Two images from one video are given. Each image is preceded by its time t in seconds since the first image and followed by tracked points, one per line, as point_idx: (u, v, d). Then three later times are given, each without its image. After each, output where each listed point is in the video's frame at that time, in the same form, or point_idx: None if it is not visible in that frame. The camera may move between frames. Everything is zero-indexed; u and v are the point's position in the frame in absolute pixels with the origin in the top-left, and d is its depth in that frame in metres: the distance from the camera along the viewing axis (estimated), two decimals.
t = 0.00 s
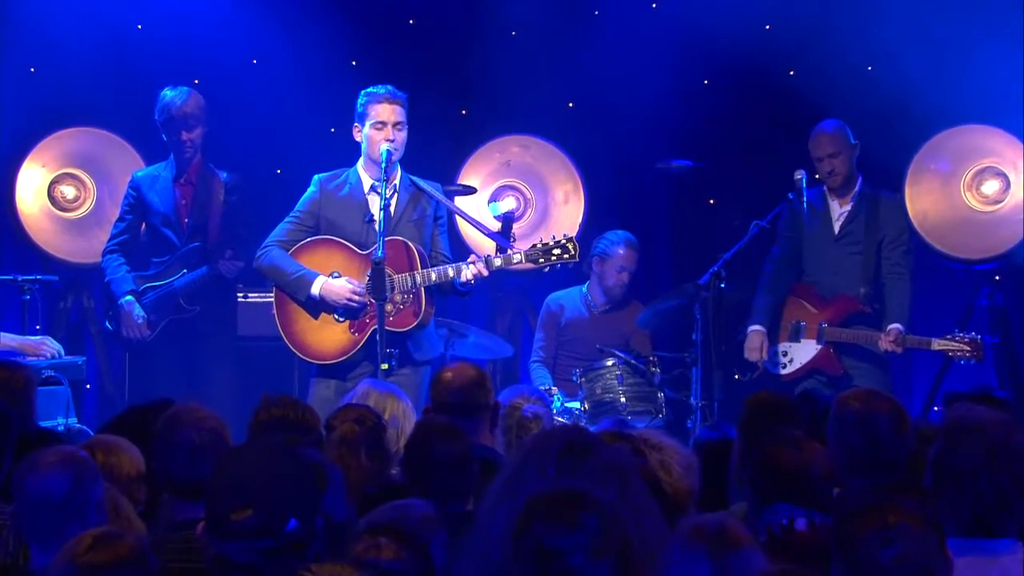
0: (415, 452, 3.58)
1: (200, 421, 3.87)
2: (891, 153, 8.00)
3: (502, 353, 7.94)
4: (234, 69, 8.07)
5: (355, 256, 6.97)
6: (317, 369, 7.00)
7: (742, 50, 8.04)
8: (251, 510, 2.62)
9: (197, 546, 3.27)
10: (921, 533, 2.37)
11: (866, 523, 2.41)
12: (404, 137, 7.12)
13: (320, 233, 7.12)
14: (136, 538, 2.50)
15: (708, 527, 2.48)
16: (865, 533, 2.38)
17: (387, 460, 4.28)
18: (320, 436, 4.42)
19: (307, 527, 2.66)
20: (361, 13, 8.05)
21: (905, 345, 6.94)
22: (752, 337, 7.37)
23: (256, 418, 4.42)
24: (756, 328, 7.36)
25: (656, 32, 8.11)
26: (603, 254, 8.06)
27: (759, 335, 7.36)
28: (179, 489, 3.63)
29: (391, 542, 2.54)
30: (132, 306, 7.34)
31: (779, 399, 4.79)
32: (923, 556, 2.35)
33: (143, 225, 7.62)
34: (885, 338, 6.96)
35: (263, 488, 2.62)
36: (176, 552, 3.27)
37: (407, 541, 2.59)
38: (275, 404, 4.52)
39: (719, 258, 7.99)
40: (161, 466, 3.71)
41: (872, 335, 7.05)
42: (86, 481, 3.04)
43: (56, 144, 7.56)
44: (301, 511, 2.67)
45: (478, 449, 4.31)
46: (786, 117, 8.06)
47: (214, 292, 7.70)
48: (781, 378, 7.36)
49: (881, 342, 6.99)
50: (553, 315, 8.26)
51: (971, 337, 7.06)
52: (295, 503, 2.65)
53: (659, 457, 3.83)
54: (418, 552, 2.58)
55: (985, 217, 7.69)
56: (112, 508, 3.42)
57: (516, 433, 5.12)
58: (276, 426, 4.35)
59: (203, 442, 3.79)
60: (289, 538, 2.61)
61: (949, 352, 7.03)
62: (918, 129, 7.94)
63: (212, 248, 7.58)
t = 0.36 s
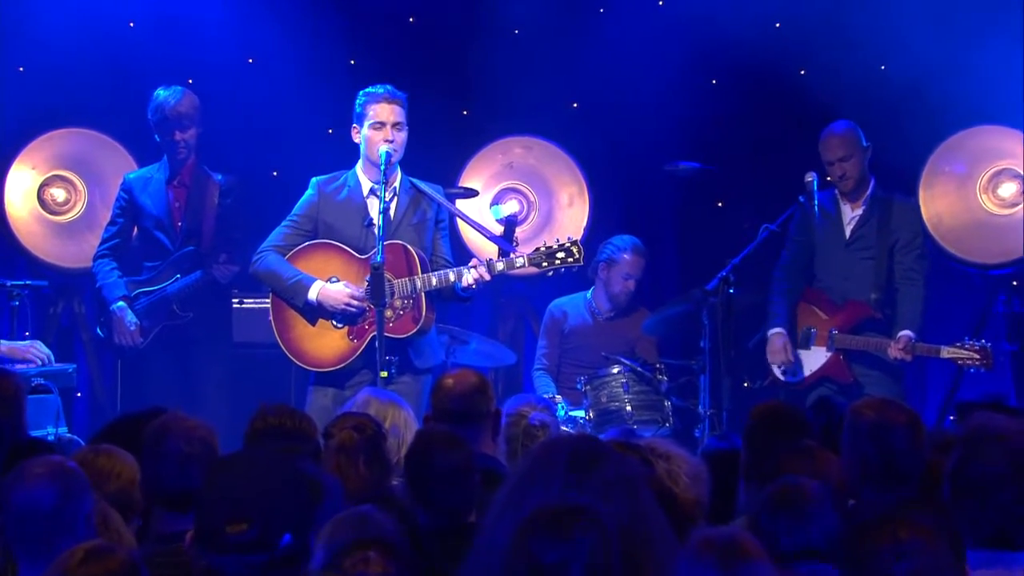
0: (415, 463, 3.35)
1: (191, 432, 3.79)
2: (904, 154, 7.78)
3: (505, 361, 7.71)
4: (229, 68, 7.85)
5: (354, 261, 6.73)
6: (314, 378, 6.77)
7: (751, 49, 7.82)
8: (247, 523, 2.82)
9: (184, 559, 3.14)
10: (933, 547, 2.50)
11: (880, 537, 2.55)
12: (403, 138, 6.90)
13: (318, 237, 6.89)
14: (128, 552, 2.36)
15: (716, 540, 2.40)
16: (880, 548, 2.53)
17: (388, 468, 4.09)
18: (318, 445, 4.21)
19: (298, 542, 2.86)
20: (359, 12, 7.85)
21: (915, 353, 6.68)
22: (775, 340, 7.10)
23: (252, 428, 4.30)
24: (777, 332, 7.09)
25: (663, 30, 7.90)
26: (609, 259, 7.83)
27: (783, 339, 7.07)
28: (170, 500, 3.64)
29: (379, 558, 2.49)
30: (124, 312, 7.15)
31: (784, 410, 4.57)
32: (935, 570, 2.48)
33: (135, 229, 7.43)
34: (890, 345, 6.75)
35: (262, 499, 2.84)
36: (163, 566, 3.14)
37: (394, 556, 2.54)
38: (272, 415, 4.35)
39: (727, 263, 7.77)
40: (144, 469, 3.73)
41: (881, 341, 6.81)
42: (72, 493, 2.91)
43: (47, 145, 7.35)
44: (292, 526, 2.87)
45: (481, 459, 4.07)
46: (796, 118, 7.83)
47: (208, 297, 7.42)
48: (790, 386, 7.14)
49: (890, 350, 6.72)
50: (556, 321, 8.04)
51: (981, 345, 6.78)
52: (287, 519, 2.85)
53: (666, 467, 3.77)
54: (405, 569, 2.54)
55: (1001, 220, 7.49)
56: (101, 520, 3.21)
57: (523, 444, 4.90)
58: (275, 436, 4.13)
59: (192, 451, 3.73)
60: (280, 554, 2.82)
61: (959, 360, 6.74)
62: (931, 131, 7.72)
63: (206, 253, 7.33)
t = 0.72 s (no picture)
0: (415, 475, 3.30)
1: (181, 441, 3.60)
2: (919, 155, 7.56)
3: (509, 368, 7.50)
4: (226, 67, 7.65)
5: (355, 265, 6.52)
6: (313, 386, 6.54)
7: (762, 47, 7.61)
8: (238, 537, 2.65)
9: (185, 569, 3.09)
10: (956, 563, 2.52)
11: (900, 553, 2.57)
12: (405, 138, 6.69)
13: (318, 241, 6.67)
14: (120, 564, 2.49)
15: (732, 551, 2.36)
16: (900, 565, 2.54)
17: (388, 478, 3.96)
18: (317, 455, 4.04)
19: (291, 558, 2.71)
20: (359, 9, 7.66)
21: (933, 361, 6.47)
22: (789, 360, 6.90)
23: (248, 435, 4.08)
24: (794, 352, 6.88)
25: (671, 28, 7.69)
26: (616, 263, 7.62)
27: (800, 359, 6.88)
28: (161, 512, 3.49)
29: None
30: (116, 317, 6.97)
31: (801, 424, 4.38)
32: None
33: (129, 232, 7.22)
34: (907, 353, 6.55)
35: (256, 514, 2.67)
36: None
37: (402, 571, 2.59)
38: (268, 421, 4.12)
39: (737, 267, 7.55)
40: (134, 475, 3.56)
41: (899, 349, 6.59)
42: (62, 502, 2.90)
43: (38, 147, 7.22)
44: (288, 540, 2.71)
45: (486, 466, 3.88)
46: (809, 118, 7.61)
47: (204, 304, 7.24)
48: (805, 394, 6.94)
49: (907, 357, 6.53)
50: (562, 328, 7.82)
51: (1001, 352, 6.56)
52: (283, 533, 2.69)
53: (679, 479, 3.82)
54: None
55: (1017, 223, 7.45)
56: (93, 532, 3.19)
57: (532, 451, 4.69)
58: (271, 444, 4.01)
59: (184, 461, 3.54)
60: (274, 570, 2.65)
61: (978, 367, 6.51)
62: (948, 131, 7.52)
63: (202, 257, 7.15)
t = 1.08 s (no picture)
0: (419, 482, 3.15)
1: (177, 451, 3.35)
2: (937, 154, 7.37)
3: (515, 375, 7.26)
4: (224, 66, 7.44)
5: (358, 269, 6.30)
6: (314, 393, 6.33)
7: (775, 45, 7.40)
8: (231, 550, 2.51)
9: None
10: None
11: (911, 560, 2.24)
12: (407, 137, 6.47)
13: (319, 244, 6.45)
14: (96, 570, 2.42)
15: (750, 562, 2.24)
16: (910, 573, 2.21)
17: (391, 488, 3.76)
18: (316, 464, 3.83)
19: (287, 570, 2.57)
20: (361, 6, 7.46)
21: (963, 369, 6.28)
22: (810, 369, 6.62)
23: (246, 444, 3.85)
24: (816, 363, 6.59)
25: (682, 25, 7.48)
26: (625, 267, 7.39)
27: (823, 369, 6.59)
28: (158, 526, 3.28)
29: None
30: (110, 323, 6.74)
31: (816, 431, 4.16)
32: None
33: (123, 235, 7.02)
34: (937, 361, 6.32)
35: (254, 524, 2.54)
36: None
37: None
38: (267, 429, 3.88)
39: (750, 271, 7.32)
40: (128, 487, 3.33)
41: (927, 357, 6.36)
42: (52, 522, 2.62)
43: (29, 147, 7.01)
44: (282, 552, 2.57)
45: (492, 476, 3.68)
46: (824, 116, 7.39)
47: (199, 310, 7.05)
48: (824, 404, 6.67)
49: (936, 366, 6.32)
50: (569, 334, 7.57)
51: None
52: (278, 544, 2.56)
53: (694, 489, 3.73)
54: None
55: None
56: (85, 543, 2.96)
57: (542, 461, 4.42)
58: (271, 452, 3.78)
59: (181, 473, 3.30)
60: None
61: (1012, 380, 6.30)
62: (966, 129, 7.35)
63: (198, 260, 6.96)
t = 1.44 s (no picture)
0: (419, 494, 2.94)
1: (173, 460, 3.16)
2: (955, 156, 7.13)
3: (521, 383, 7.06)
4: (222, 65, 7.24)
5: (360, 272, 6.07)
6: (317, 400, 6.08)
7: (789, 44, 7.19)
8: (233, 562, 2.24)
9: None
10: None
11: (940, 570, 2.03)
12: (409, 138, 6.25)
13: (319, 248, 6.20)
14: None
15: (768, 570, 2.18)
16: None
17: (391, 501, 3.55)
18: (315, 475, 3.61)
19: None
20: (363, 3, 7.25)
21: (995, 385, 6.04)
22: (831, 380, 6.36)
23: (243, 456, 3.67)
24: (837, 373, 6.32)
25: (693, 22, 7.26)
26: (636, 272, 7.18)
27: (845, 381, 6.33)
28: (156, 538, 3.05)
29: None
30: (104, 330, 6.55)
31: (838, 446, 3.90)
32: None
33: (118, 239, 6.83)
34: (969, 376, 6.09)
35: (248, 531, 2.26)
36: None
37: None
38: (266, 442, 3.70)
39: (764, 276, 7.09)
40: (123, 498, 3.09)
41: (958, 371, 6.13)
42: (48, 529, 2.48)
43: (22, 149, 6.83)
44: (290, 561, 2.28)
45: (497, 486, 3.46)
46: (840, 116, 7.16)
47: (195, 315, 6.87)
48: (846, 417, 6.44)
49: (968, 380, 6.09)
50: (578, 340, 7.37)
51: None
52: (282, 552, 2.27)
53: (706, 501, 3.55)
54: None
55: None
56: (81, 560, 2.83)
57: (547, 471, 4.23)
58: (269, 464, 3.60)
59: (180, 483, 3.10)
60: None
61: None
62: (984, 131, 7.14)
63: (193, 268, 6.72)
